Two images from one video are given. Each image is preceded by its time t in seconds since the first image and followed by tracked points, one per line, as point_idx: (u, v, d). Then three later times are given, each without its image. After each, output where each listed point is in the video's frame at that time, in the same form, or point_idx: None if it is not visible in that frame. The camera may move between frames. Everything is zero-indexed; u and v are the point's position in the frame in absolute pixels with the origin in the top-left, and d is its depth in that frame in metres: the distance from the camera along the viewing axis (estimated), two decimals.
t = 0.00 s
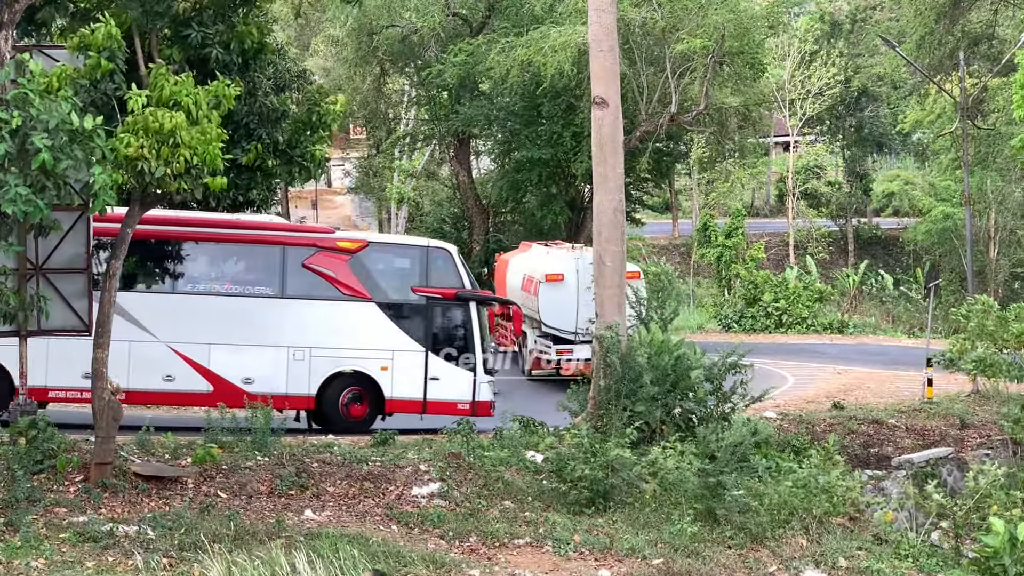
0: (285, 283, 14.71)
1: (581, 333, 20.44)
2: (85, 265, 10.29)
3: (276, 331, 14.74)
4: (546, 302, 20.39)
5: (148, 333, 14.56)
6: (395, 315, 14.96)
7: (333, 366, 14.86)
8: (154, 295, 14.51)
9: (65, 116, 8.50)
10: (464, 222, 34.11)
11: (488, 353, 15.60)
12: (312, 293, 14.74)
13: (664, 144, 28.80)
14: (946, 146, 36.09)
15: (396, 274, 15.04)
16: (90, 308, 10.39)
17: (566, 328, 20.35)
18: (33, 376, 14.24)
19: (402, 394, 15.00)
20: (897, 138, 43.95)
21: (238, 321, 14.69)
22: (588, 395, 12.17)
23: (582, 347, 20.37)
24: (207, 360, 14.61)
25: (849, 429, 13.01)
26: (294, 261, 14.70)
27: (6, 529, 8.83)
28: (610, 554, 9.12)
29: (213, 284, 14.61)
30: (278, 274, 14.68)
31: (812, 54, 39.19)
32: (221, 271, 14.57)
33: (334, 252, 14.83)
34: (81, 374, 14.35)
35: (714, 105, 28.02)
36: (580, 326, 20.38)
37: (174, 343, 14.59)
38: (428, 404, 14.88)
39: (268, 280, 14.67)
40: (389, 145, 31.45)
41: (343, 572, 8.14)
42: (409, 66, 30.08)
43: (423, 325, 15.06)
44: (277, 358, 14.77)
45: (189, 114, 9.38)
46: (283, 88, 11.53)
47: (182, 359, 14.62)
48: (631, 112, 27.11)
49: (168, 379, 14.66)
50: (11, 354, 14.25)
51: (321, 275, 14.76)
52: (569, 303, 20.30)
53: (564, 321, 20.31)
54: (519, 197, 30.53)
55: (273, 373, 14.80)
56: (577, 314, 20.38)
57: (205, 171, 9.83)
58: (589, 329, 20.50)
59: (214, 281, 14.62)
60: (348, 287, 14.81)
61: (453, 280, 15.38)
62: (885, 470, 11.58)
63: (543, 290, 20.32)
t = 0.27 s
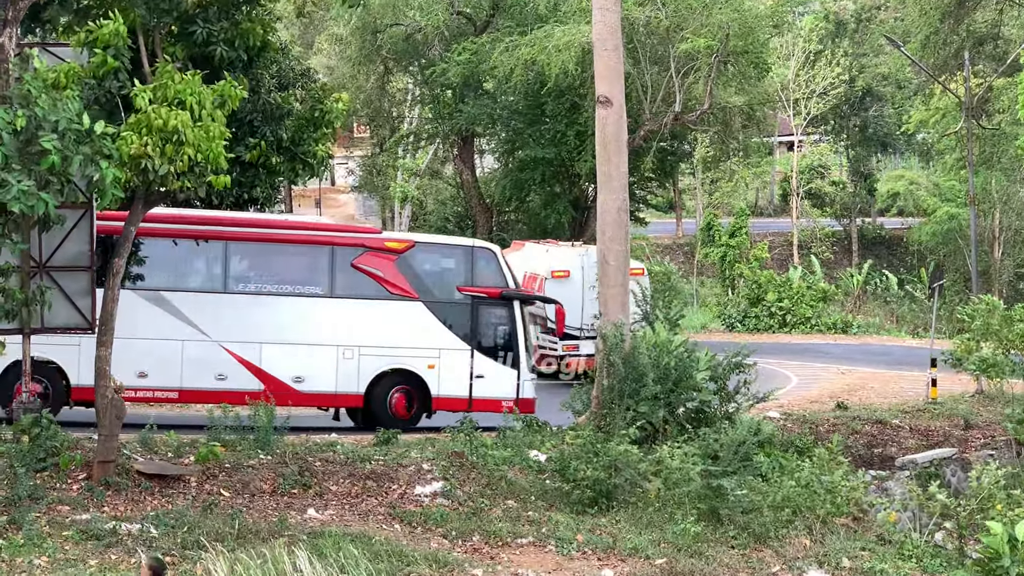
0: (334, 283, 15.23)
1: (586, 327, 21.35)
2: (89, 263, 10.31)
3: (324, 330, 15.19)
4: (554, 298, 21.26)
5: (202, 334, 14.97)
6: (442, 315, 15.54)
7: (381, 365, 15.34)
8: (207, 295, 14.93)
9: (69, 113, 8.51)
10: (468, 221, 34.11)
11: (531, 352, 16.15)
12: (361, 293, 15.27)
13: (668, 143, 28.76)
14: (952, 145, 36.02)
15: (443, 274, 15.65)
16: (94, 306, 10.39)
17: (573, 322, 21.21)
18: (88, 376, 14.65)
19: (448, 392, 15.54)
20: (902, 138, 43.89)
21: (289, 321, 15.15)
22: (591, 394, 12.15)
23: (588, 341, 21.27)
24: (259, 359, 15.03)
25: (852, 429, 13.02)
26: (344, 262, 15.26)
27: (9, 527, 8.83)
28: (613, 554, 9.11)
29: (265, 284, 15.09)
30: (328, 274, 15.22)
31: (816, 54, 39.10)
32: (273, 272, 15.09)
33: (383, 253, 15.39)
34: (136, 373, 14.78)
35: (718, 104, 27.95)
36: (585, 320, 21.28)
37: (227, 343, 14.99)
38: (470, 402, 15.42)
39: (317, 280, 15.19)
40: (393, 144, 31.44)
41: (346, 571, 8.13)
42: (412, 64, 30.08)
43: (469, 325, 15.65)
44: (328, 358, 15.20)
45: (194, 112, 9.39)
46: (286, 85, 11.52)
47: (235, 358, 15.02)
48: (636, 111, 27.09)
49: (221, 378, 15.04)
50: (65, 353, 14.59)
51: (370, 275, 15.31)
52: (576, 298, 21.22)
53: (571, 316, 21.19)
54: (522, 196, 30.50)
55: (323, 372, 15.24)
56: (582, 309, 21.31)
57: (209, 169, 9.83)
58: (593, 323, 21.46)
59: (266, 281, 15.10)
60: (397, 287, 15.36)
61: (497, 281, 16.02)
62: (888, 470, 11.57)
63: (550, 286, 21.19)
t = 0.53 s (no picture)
0: (378, 282, 15.46)
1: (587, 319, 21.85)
2: (90, 260, 10.31)
3: (369, 329, 15.39)
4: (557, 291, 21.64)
5: (251, 333, 15.16)
6: (484, 314, 15.75)
7: (425, 363, 15.55)
8: (256, 295, 15.13)
9: (72, 111, 8.50)
10: (469, 219, 34.10)
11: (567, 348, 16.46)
12: (406, 292, 15.48)
13: (670, 142, 28.70)
14: (953, 143, 36.01)
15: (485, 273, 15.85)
16: (95, 303, 10.40)
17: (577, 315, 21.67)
18: (140, 375, 14.81)
19: (490, 389, 15.79)
20: (903, 137, 43.84)
21: (335, 320, 15.35)
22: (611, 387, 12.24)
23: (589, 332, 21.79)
24: (307, 358, 15.21)
25: (853, 428, 13.00)
26: (388, 262, 15.49)
27: (9, 524, 8.83)
28: (613, 552, 9.11)
29: (312, 283, 15.31)
30: (374, 274, 15.45)
31: (818, 53, 39.06)
32: (319, 271, 15.33)
33: (426, 253, 15.60)
34: (187, 372, 14.95)
35: (719, 102, 27.88)
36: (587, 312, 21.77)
37: (275, 342, 15.18)
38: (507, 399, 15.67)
39: (362, 279, 15.42)
40: (394, 142, 31.45)
41: (346, 569, 8.12)
42: (414, 62, 30.07)
43: (510, 323, 15.87)
44: (374, 356, 15.41)
45: (195, 109, 9.36)
46: (288, 82, 11.52)
47: (283, 357, 15.21)
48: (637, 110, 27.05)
49: (269, 377, 15.22)
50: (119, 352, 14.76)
51: (415, 275, 15.53)
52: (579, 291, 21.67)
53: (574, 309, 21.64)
54: (523, 195, 30.45)
55: (369, 370, 15.44)
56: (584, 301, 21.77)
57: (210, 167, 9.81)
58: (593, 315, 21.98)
59: (313, 281, 15.32)
60: (441, 286, 15.57)
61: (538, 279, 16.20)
62: (889, 469, 11.55)
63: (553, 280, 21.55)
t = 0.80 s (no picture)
0: (418, 281, 15.74)
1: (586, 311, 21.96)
2: (89, 257, 10.31)
3: (410, 327, 15.68)
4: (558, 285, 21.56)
5: (295, 331, 15.37)
6: (520, 312, 16.08)
7: (464, 360, 15.86)
8: (300, 294, 15.34)
9: (70, 108, 8.49)
10: (468, 216, 34.10)
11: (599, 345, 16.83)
12: (446, 292, 15.77)
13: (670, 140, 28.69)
14: (953, 141, 36.01)
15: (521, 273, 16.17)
16: (93, 301, 10.41)
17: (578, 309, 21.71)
18: (188, 374, 14.93)
19: (525, 385, 16.16)
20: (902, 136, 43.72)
21: (376, 318, 15.61)
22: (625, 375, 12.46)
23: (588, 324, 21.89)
24: (350, 356, 15.46)
25: (852, 425, 13.02)
26: (427, 261, 15.78)
27: (7, 520, 8.83)
28: (612, 550, 9.11)
29: (354, 282, 15.54)
30: (414, 274, 15.73)
31: (817, 51, 39.03)
32: (361, 271, 15.58)
33: (464, 252, 15.89)
34: (234, 371, 15.11)
35: (719, 100, 27.84)
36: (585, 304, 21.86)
37: (319, 340, 15.39)
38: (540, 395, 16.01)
39: (403, 279, 15.69)
40: (394, 140, 31.44)
41: (345, 566, 8.12)
42: (413, 59, 30.06)
43: (545, 321, 16.21)
44: (415, 354, 15.69)
45: (194, 105, 9.36)
46: (287, 79, 11.51)
47: (327, 355, 15.43)
48: (637, 107, 27.04)
49: (313, 375, 15.45)
50: (166, 351, 14.85)
51: (454, 274, 15.83)
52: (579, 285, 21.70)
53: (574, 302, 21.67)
54: (523, 192, 30.42)
55: (410, 367, 15.71)
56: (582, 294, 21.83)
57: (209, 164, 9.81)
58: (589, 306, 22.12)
59: (355, 280, 15.56)
60: (478, 285, 15.87)
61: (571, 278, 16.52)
62: (888, 467, 11.56)
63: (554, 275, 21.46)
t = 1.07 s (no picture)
0: (455, 280, 15.97)
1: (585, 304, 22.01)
2: (89, 254, 10.33)
3: (448, 325, 15.94)
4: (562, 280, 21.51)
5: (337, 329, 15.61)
6: (554, 310, 16.31)
7: (499, 357, 16.13)
8: (341, 293, 15.59)
9: (69, 106, 8.49)
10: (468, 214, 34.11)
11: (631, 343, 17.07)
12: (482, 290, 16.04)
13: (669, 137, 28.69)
14: (951, 138, 36.03)
15: (555, 271, 16.40)
16: (93, 298, 10.42)
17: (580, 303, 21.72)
18: (236, 371, 15.19)
19: (558, 383, 16.39)
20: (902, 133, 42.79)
21: (414, 315, 15.86)
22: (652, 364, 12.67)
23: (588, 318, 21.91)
24: (391, 353, 15.70)
25: (850, 422, 13.04)
26: (463, 260, 16.01)
27: (6, 518, 8.84)
28: (611, 546, 9.12)
29: (394, 281, 15.78)
30: (452, 273, 15.97)
31: (816, 48, 39.02)
32: (399, 270, 15.80)
33: (499, 251, 16.11)
34: (279, 369, 15.36)
35: (718, 97, 27.83)
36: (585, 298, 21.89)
37: (360, 337, 15.64)
38: (564, 390, 16.14)
39: (440, 278, 15.92)
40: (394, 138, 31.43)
41: (343, 563, 8.13)
42: (412, 57, 30.06)
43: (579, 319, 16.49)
44: (452, 351, 15.95)
45: (193, 103, 9.36)
46: (286, 75, 11.51)
47: (368, 352, 15.68)
48: (637, 105, 27.03)
49: (355, 372, 15.70)
50: (215, 349, 15.10)
51: (489, 273, 16.08)
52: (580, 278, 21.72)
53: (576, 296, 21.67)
54: (523, 190, 30.42)
55: (447, 364, 15.97)
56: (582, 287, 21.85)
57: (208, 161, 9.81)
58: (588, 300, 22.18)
59: (393, 280, 15.78)
60: (513, 284, 16.14)
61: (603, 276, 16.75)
62: (886, 463, 11.57)
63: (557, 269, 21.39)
